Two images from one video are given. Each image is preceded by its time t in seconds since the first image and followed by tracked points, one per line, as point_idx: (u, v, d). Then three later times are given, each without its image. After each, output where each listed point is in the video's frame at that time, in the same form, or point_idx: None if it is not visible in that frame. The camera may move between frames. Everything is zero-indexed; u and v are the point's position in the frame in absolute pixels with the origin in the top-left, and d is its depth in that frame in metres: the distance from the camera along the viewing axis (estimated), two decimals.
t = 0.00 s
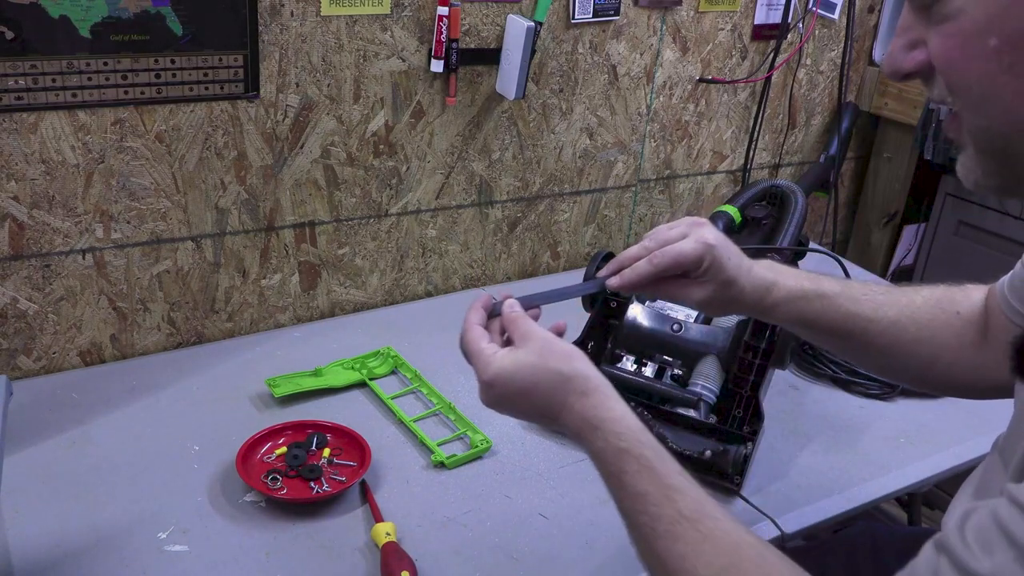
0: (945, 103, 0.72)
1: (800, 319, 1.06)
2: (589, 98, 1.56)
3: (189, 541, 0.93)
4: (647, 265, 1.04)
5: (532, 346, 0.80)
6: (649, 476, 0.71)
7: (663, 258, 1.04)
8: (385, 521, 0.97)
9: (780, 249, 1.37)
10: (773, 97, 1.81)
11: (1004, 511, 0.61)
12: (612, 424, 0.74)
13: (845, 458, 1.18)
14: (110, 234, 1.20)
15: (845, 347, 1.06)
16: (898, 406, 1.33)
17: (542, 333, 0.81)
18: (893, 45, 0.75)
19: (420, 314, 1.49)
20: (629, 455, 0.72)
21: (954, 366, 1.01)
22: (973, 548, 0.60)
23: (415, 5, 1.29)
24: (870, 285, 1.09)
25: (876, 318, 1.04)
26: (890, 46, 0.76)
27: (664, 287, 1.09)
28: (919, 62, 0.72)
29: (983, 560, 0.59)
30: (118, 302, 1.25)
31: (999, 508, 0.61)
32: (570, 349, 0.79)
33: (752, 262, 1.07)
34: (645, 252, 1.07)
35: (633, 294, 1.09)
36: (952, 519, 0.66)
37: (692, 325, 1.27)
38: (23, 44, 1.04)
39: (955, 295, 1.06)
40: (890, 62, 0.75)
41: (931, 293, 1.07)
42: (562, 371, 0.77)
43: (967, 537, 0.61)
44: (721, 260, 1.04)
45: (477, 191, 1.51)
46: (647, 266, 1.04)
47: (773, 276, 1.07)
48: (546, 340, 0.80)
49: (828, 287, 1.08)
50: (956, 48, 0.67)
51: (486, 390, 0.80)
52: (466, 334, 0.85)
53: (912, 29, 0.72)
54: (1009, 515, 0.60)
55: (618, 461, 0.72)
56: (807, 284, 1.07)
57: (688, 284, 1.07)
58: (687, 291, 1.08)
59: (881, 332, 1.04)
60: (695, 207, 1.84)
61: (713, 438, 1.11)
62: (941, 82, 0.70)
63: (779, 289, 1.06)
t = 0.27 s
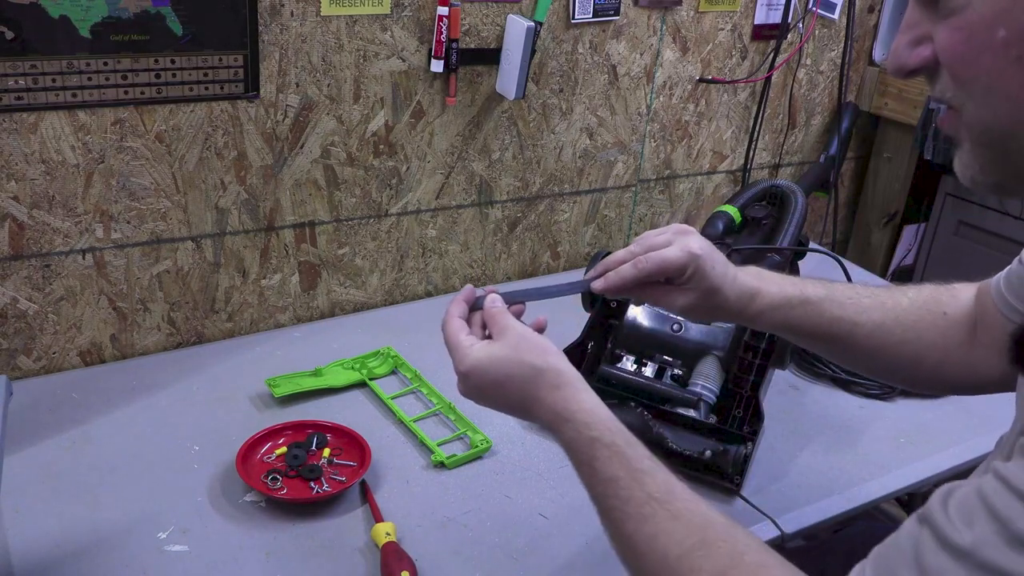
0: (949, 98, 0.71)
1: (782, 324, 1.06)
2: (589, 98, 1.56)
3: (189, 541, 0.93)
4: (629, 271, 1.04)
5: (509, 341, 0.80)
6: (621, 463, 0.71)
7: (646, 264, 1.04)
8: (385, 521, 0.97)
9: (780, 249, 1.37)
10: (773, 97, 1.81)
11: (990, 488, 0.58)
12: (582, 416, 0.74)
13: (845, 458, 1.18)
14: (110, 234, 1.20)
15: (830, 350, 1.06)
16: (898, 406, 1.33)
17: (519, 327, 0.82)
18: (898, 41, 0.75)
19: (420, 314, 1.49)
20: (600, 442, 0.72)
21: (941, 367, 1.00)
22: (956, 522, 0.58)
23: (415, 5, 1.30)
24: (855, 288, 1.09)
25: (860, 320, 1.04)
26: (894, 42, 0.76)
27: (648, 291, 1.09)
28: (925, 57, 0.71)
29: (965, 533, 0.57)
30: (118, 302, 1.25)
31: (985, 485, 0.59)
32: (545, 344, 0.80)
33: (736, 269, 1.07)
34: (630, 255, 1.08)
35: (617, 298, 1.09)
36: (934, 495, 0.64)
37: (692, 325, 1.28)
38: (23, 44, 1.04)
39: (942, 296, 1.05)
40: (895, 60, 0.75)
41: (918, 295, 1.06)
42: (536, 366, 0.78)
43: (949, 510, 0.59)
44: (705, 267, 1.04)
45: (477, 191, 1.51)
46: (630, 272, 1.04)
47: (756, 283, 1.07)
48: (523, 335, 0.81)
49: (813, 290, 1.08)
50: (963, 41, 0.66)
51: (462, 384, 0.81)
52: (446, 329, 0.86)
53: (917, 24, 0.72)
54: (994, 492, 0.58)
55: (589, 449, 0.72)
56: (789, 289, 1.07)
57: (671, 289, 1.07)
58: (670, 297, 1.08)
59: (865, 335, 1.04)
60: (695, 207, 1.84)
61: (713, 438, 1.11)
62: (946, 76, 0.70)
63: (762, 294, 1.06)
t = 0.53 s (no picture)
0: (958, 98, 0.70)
1: (774, 328, 1.06)
2: (589, 98, 1.56)
3: (189, 541, 0.93)
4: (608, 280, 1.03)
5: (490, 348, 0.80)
6: (610, 463, 0.71)
7: (628, 275, 1.03)
8: (385, 521, 0.97)
9: (779, 249, 1.37)
10: (773, 97, 1.81)
11: (977, 481, 0.58)
12: (567, 418, 0.74)
13: (845, 458, 1.18)
14: (110, 234, 1.20)
15: (825, 347, 1.07)
16: (898, 406, 1.33)
17: (506, 331, 0.82)
18: (900, 46, 0.75)
19: (420, 314, 1.49)
20: (589, 444, 0.72)
21: (938, 357, 1.01)
22: (943, 515, 0.58)
23: (415, 5, 1.29)
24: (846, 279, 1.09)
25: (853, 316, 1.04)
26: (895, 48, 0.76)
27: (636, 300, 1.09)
28: (930, 59, 0.71)
29: (952, 526, 0.57)
30: (118, 302, 1.25)
31: (973, 478, 0.59)
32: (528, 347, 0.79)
33: (723, 275, 1.06)
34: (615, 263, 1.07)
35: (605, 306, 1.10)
36: (923, 487, 0.64)
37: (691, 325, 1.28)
38: (23, 44, 1.04)
39: (935, 282, 1.05)
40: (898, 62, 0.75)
41: (911, 282, 1.06)
42: (517, 372, 0.77)
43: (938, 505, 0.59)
44: (687, 277, 1.04)
45: (477, 191, 1.51)
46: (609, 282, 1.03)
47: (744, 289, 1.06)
48: (505, 339, 0.80)
49: (803, 291, 1.07)
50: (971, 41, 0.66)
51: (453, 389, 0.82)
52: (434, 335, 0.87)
53: (921, 26, 0.71)
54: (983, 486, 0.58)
55: (577, 451, 0.72)
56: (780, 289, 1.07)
57: (655, 299, 1.07)
58: (658, 305, 1.08)
59: (860, 332, 1.04)
60: (695, 207, 1.84)
61: (713, 438, 1.11)
62: (954, 75, 0.69)
63: (751, 299, 1.05)
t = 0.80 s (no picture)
0: (970, 103, 0.69)
1: (768, 323, 1.04)
2: (589, 98, 1.56)
3: (189, 541, 0.93)
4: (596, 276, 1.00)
5: (489, 356, 0.78)
6: (620, 469, 0.71)
7: (616, 273, 1.01)
8: (385, 521, 0.97)
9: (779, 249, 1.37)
10: (773, 97, 1.81)
11: (989, 499, 0.58)
12: (579, 422, 0.73)
13: (845, 458, 1.18)
14: (110, 234, 1.20)
15: (818, 339, 1.06)
16: (898, 406, 1.33)
17: (497, 335, 0.80)
18: (909, 45, 0.72)
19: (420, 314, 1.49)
20: (599, 451, 0.72)
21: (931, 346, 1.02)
22: (959, 535, 0.58)
23: (415, 5, 1.29)
24: (832, 268, 1.07)
25: (849, 309, 1.03)
26: (903, 47, 0.74)
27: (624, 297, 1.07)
28: (943, 61, 0.68)
29: (968, 549, 0.56)
30: (118, 302, 1.25)
31: (984, 495, 0.59)
32: (528, 350, 0.77)
33: (716, 270, 1.04)
34: (602, 260, 1.04)
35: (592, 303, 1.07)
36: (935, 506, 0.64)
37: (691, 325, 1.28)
38: (23, 44, 1.04)
39: (926, 271, 1.05)
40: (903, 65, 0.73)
41: (900, 270, 1.06)
42: (523, 379, 0.76)
43: (951, 522, 0.59)
44: (677, 275, 1.01)
45: (477, 191, 1.51)
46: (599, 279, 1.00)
47: (737, 284, 1.04)
48: (501, 345, 0.78)
49: (797, 283, 1.05)
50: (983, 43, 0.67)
51: (457, 400, 0.81)
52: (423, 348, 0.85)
53: (934, 27, 0.69)
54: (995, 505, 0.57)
55: (591, 458, 0.72)
56: (772, 283, 1.05)
57: (647, 295, 1.05)
58: (646, 302, 1.06)
59: (854, 324, 1.03)
60: (695, 207, 1.84)
61: (713, 438, 1.11)
62: (970, 80, 0.67)
63: (744, 294, 1.03)
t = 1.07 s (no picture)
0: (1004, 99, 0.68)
1: (771, 321, 1.04)
2: (589, 98, 1.56)
3: (188, 541, 0.93)
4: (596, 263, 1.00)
5: (483, 359, 0.76)
6: (631, 467, 0.69)
7: (615, 259, 1.00)
8: (385, 521, 0.97)
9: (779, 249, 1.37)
10: (773, 97, 1.81)
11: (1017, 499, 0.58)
12: (585, 420, 0.71)
13: (846, 458, 1.18)
14: (110, 234, 1.20)
15: (820, 338, 1.06)
16: (898, 406, 1.33)
17: (490, 335, 0.76)
18: (943, 42, 0.72)
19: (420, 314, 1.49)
20: (610, 448, 0.70)
21: (934, 349, 1.03)
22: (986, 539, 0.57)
23: (415, 5, 1.30)
24: (835, 267, 1.07)
25: (854, 309, 1.03)
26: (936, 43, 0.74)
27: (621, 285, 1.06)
28: (976, 59, 0.68)
29: (996, 554, 0.56)
30: (118, 302, 1.25)
31: (1014, 494, 0.58)
32: (523, 349, 0.74)
33: (720, 263, 1.02)
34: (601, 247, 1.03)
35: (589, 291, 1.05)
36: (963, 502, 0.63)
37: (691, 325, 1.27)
38: (23, 44, 1.04)
39: (929, 272, 1.05)
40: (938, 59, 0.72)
41: (903, 271, 1.06)
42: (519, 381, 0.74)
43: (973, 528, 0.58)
44: (680, 263, 1.00)
45: (477, 191, 1.51)
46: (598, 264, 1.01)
47: (743, 280, 1.02)
48: (494, 345, 0.75)
49: (802, 281, 1.04)
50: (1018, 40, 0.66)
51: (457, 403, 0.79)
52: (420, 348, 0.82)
53: (968, 24, 0.69)
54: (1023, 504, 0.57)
55: (602, 456, 0.71)
56: (776, 279, 1.04)
57: (649, 283, 1.04)
58: (647, 293, 1.04)
59: (860, 324, 1.03)
60: (695, 207, 1.84)
61: (713, 438, 1.11)
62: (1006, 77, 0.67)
63: (749, 291, 1.02)
